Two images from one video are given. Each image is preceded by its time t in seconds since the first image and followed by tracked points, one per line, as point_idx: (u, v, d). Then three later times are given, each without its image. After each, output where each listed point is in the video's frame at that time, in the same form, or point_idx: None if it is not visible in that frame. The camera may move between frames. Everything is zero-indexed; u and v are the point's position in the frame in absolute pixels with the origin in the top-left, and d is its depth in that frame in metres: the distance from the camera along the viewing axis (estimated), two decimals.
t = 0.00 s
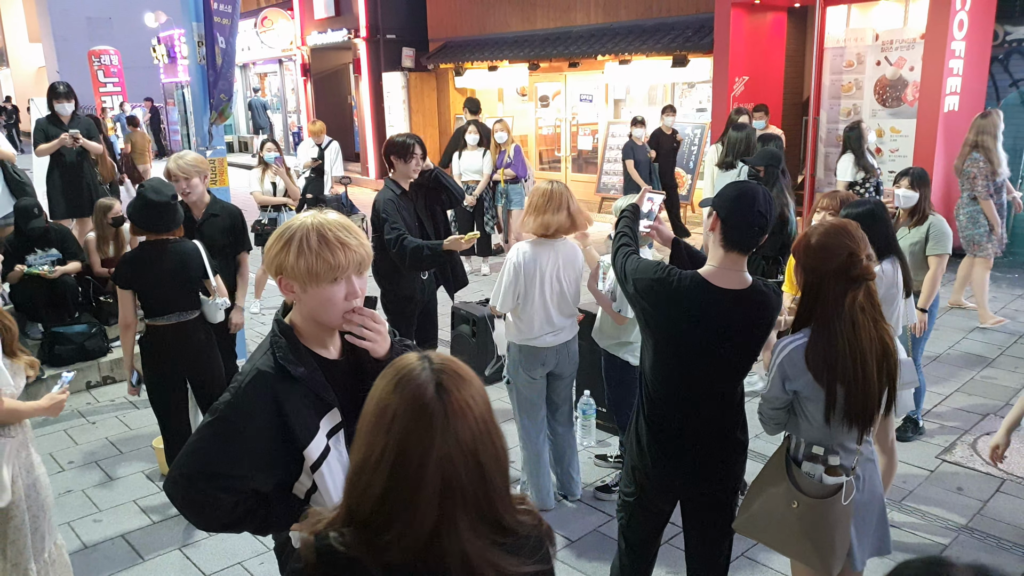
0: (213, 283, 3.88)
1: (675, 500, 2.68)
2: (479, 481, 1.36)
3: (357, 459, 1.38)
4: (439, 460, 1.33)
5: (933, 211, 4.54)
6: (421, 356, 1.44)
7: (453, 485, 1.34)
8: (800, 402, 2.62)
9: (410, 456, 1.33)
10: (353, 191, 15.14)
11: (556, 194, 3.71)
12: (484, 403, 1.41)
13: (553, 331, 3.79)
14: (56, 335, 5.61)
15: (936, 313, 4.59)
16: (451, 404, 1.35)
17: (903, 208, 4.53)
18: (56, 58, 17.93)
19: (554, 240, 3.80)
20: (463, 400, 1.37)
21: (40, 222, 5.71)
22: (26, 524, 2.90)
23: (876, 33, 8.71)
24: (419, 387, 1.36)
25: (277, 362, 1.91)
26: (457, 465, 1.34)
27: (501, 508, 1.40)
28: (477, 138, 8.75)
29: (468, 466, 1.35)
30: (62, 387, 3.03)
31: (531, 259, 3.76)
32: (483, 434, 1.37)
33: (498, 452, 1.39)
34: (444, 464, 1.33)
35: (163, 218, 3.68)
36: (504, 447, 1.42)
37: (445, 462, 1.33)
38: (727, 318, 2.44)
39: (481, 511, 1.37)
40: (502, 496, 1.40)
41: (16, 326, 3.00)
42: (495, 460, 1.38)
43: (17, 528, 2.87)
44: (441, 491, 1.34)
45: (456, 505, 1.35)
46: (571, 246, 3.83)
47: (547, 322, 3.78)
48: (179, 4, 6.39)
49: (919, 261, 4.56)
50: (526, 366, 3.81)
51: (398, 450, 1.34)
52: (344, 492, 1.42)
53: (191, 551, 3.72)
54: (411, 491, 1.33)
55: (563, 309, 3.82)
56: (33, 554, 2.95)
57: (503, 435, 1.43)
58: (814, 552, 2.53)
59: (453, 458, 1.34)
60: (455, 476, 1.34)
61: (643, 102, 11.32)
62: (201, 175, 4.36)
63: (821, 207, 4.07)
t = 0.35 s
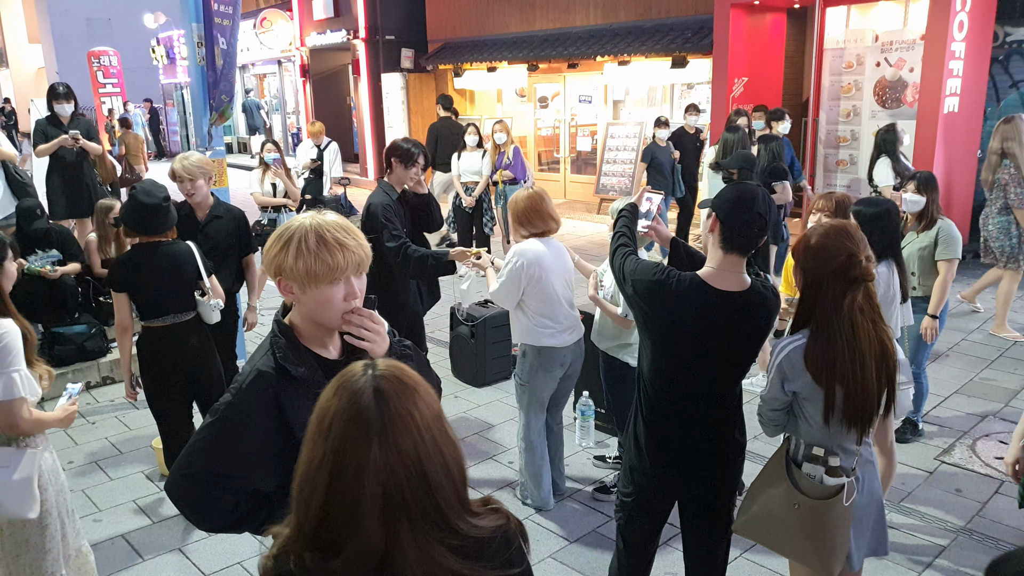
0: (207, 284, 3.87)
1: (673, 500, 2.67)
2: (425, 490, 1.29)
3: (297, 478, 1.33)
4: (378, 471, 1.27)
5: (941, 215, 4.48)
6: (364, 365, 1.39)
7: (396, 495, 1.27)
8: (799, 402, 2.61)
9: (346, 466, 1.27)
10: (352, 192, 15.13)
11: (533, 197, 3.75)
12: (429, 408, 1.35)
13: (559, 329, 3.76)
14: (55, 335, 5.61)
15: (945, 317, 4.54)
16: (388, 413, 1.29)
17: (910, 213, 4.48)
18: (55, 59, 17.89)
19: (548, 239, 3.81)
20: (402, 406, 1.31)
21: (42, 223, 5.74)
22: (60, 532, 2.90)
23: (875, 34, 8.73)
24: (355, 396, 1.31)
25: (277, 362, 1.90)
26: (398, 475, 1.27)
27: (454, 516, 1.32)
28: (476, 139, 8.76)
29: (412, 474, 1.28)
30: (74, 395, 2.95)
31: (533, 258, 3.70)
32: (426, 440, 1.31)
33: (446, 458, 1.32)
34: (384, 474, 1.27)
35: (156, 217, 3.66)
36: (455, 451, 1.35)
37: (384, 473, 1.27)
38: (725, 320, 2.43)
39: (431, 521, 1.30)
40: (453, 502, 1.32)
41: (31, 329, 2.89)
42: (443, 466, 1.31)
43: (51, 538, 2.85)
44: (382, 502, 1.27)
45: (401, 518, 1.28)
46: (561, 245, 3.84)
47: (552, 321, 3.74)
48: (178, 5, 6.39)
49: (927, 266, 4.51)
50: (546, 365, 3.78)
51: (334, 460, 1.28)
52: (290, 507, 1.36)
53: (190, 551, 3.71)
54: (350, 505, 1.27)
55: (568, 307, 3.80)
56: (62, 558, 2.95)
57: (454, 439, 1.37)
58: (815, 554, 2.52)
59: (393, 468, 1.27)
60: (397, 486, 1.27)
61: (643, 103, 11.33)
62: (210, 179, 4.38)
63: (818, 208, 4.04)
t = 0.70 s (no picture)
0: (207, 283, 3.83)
1: (674, 500, 2.66)
2: (418, 491, 1.27)
3: (292, 486, 1.32)
4: (369, 474, 1.25)
5: (950, 217, 4.43)
6: (356, 370, 1.38)
7: (390, 497, 1.26)
8: (801, 403, 2.60)
9: (339, 470, 1.26)
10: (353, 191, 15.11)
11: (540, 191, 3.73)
12: (420, 409, 1.34)
13: (565, 324, 3.76)
14: (58, 333, 5.60)
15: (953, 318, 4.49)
16: (378, 416, 1.28)
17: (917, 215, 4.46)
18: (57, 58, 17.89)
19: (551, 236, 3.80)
20: (392, 409, 1.30)
21: (48, 222, 5.72)
22: (67, 533, 2.87)
23: (878, 35, 8.71)
24: (344, 402, 1.30)
25: (281, 361, 1.90)
26: (390, 477, 1.26)
27: (449, 516, 1.30)
28: (478, 139, 8.75)
29: (404, 475, 1.26)
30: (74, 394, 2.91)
31: (533, 256, 3.69)
32: (418, 441, 1.30)
33: (438, 458, 1.31)
34: (376, 477, 1.25)
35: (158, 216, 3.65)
36: (447, 452, 1.34)
37: (376, 476, 1.25)
38: (728, 321, 2.42)
39: (427, 522, 1.28)
40: (447, 503, 1.30)
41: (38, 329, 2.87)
42: (435, 467, 1.30)
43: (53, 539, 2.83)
44: (377, 505, 1.25)
45: (395, 521, 1.26)
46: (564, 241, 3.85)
47: (558, 316, 3.73)
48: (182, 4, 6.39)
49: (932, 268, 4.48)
50: (548, 360, 3.74)
51: (327, 464, 1.27)
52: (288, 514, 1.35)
53: (193, 549, 3.70)
54: (344, 510, 1.25)
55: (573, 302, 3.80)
56: (75, 557, 2.94)
57: (446, 439, 1.35)
58: (818, 557, 2.49)
59: (385, 471, 1.26)
60: (390, 488, 1.26)
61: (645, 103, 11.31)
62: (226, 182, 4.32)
63: (819, 210, 4.02)
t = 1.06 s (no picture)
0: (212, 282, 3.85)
1: (676, 500, 2.66)
2: (427, 484, 1.28)
3: (300, 481, 1.31)
4: (379, 466, 1.25)
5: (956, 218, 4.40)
6: (364, 364, 1.38)
7: (399, 489, 1.26)
8: (803, 404, 2.59)
9: (349, 463, 1.26)
10: (358, 190, 15.15)
11: (536, 192, 3.63)
12: (428, 402, 1.34)
13: (552, 333, 3.69)
14: (64, 330, 5.63)
15: (960, 319, 4.47)
16: (388, 408, 1.29)
17: (924, 215, 4.44)
18: (64, 57, 18.02)
19: (548, 240, 3.72)
20: (401, 402, 1.30)
21: (55, 219, 5.73)
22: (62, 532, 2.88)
23: (884, 35, 8.69)
24: (353, 395, 1.30)
25: (285, 360, 1.90)
26: (401, 468, 1.26)
27: (457, 507, 1.31)
28: (482, 138, 8.75)
29: (414, 467, 1.27)
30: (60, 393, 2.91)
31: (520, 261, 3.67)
32: (427, 434, 1.30)
33: (447, 451, 1.31)
34: (385, 469, 1.25)
35: (162, 218, 3.64)
36: (455, 444, 1.34)
37: (386, 468, 1.25)
38: (733, 320, 2.41)
39: (435, 515, 1.28)
40: (456, 494, 1.31)
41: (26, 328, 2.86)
42: (444, 461, 1.30)
43: (47, 537, 2.84)
44: (387, 496, 1.25)
45: (405, 514, 1.26)
46: (563, 245, 3.77)
47: (546, 323, 3.68)
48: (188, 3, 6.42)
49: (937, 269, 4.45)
50: (540, 363, 3.72)
51: (336, 458, 1.27)
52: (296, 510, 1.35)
53: (197, 545, 3.71)
54: (352, 502, 1.25)
55: (563, 310, 3.73)
56: (69, 560, 2.96)
57: (454, 432, 1.36)
58: (823, 557, 2.49)
59: (396, 463, 1.26)
60: (399, 481, 1.26)
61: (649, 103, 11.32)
62: (239, 186, 4.35)
63: (822, 210, 4.01)
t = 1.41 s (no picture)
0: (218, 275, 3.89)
1: (680, 502, 2.66)
2: (432, 490, 1.27)
3: (308, 477, 1.32)
4: (386, 470, 1.26)
5: (965, 225, 4.38)
6: (378, 368, 1.39)
7: (406, 492, 1.26)
8: (809, 408, 2.58)
9: (355, 464, 1.26)
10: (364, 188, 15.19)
11: (532, 194, 3.54)
12: (439, 408, 1.34)
13: (532, 341, 3.56)
14: (71, 323, 5.66)
15: (968, 326, 4.44)
16: (397, 410, 1.29)
17: (931, 221, 4.42)
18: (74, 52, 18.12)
19: (539, 243, 3.59)
20: (413, 404, 1.30)
21: (63, 213, 5.73)
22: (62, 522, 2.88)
23: (894, 40, 8.67)
24: (363, 396, 1.30)
25: (305, 359, 1.91)
26: (408, 472, 1.26)
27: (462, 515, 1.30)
28: (490, 138, 8.76)
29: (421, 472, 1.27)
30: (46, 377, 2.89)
31: (507, 266, 3.63)
32: (437, 438, 1.30)
33: (455, 459, 1.31)
34: (392, 473, 1.26)
35: (170, 213, 3.67)
36: (464, 450, 1.34)
37: (393, 470, 1.26)
38: (741, 324, 2.41)
39: (439, 522, 1.28)
40: (462, 501, 1.30)
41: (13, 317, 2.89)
42: (452, 467, 1.30)
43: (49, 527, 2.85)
44: (393, 498, 1.25)
45: (408, 519, 1.26)
46: (554, 249, 3.58)
47: (526, 330, 3.57)
48: None
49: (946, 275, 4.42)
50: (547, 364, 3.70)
51: (344, 459, 1.27)
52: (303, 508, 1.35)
53: (200, 539, 3.73)
54: (358, 502, 1.25)
55: (549, 317, 3.54)
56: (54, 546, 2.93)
57: (463, 438, 1.36)
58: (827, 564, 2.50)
59: (403, 467, 1.26)
60: (406, 485, 1.26)
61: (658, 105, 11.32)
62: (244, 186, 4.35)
63: (829, 215, 4.00)
